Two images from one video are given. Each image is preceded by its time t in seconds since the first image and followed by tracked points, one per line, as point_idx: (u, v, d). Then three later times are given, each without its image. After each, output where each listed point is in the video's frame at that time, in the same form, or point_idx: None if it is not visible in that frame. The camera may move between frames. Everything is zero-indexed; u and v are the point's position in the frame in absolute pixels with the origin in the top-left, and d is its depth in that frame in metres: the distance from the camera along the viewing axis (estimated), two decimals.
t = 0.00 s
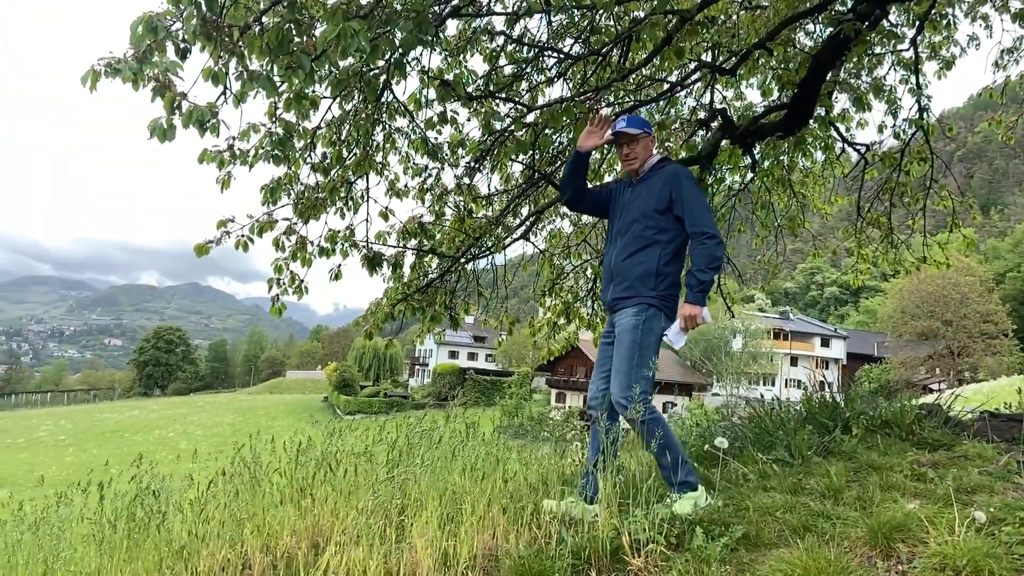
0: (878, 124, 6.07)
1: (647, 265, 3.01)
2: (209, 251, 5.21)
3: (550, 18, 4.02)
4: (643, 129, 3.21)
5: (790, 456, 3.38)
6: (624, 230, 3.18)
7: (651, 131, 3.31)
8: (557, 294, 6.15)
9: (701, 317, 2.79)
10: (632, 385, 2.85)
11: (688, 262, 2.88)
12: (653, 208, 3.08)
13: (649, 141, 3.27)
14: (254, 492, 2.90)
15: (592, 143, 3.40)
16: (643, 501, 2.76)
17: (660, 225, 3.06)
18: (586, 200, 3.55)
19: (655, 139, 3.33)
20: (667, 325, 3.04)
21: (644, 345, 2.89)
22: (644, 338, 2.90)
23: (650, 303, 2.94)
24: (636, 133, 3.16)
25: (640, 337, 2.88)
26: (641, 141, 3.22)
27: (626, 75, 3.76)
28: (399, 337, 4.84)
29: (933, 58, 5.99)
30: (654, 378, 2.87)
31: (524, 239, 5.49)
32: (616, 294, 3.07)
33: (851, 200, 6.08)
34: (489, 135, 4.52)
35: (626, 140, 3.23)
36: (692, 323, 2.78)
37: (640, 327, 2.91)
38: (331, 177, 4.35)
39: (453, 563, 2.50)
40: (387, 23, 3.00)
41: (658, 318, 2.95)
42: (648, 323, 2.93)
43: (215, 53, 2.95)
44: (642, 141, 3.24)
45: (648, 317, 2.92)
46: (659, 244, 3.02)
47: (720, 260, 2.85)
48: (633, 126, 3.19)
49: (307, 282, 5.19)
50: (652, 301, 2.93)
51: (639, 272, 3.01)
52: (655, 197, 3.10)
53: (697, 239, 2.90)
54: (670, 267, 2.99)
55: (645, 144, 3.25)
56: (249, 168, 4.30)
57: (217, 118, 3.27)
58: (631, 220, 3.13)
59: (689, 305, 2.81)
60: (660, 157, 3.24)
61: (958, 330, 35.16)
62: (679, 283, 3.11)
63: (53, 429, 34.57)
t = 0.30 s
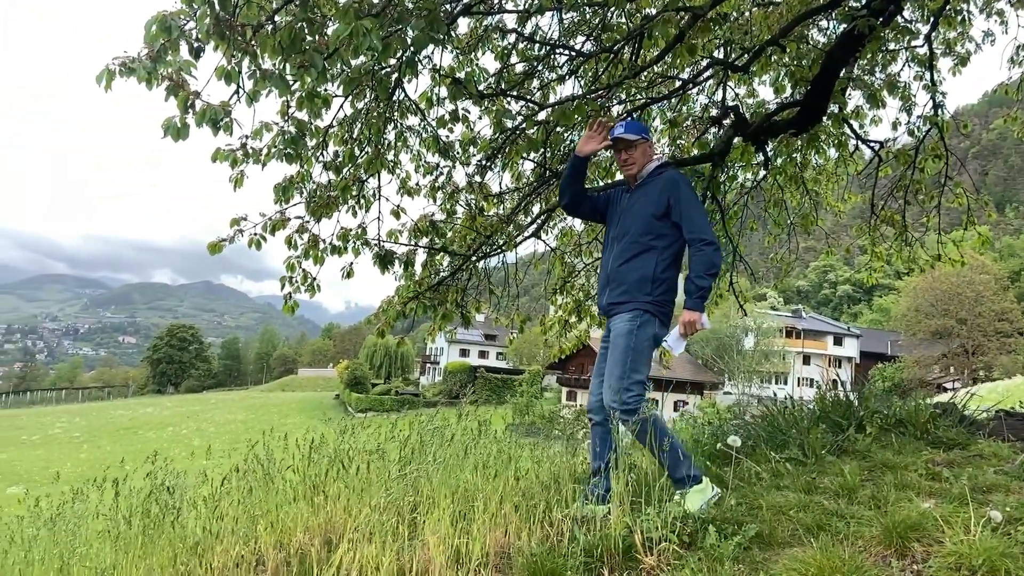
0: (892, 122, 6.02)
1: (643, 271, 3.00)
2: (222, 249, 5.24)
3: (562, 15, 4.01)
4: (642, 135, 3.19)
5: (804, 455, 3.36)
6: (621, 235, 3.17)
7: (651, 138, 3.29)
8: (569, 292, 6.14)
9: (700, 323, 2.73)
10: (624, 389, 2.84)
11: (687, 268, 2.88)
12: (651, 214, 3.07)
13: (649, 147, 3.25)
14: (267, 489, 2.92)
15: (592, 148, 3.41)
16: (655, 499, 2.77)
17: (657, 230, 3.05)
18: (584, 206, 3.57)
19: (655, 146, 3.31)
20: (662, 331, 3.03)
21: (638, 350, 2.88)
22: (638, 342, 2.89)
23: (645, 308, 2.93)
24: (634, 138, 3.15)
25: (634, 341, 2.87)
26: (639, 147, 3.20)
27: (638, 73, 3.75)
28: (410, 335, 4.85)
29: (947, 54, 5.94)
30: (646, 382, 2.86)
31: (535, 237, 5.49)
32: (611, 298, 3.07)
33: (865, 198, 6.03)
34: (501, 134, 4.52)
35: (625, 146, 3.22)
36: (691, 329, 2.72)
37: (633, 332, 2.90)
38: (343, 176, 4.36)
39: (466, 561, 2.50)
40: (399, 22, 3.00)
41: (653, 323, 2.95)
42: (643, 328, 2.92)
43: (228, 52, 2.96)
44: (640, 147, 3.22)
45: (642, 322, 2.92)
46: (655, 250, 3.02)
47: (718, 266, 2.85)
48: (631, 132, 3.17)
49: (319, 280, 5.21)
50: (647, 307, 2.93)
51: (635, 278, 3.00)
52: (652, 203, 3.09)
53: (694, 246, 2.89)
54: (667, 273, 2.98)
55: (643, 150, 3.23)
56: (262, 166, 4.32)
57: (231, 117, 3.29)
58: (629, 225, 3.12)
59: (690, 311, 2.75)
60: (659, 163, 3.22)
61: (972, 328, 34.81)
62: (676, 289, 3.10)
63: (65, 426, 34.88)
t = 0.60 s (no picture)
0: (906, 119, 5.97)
1: (642, 272, 3.01)
2: (235, 247, 5.27)
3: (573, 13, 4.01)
4: (639, 136, 3.26)
5: (817, 453, 3.34)
6: (620, 235, 3.17)
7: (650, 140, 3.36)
8: (580, 290, 6.14)
9: (700, 324, 2.80)
10: (609, 383, 2.83)
11: (686, 269, 2.92)
12: (650, 214, 3.07)
13: (648, 148, 3.33)
14: (281, 486, 2.93)
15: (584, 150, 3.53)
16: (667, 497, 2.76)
17: (656, 231, 3.06)
18: (583, 209, 3.68)
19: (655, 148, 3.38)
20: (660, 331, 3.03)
21: (629, 349, 2.88)
22: (629, 341, 2.88)
23: (642, 309, 2.93)
24: (631, 140, 3.22)
25: (624, 340, 2.87)
26: (636, 148, 3.27)
27: (650, 70, 3.74)
28: (421, 333, 4.87)
29: (962, 50, 5.89)
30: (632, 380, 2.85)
31: (546, 235, 5.49)
32: (609, 299, 3.06)
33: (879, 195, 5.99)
34: (512, 131, 4.52)
35: (622, 148, 3.30)
36: (692, 331, 2.80)
37: (626, 331, 2.90)
38: (355, 174, 4.37)
39: (478, 558, 2.50)
40: (410, 20, 3.00)
41: (649, 325, 2.94)
42: (638, 328, 2.92)
43: (241, 51, 2.97)
44: (638, 149, 3.30)
45: (637, 323, 2.91)
46: (654, 251, 3.02)
47: (717, 267, 2.89)
48: (628, 134, 3.25)
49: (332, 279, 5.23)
50: (644, 308, 2.92)
51: (634, 279, 3.01)
52: (651, 203, 3.09)
53: (693, 247, 2.93)
54: (666, 274, 2.98)
55: (641, 152, 3.30)
56: (274, 165, 4.34)
57: (243, 116, 3.30)
58: (628, 226, 3.13)
59: (689, 312, 2.82)
60: (658, 164, 3.28)
61: (987, 327, 34.44)
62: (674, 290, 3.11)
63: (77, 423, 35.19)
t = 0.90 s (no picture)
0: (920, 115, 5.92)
1: (642, 269, 3.01)
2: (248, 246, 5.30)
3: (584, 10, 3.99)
4: (637, 135, 3.27)
5: (831, 452, 3.32)
6: (620, 233, 3.17)
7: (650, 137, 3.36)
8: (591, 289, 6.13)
9: (700, 320, 2.89)
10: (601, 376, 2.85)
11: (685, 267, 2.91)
12: (650, 212, 3.07)
13: (647, 146, 3.32)
14: (294, 483, 2.94)
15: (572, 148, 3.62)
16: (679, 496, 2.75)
17: (657, 229, 3.06)
18: (583, 210, 3.76)
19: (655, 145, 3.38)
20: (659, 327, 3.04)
21: (623, 345, 2.89)
22: (624, 336, 2.90)
23: (640, 306, 2.94)
24: (627, 140, 3.23)
25: (618, 335, 2.89)
26: (634, 148, 3.28)
27: (661, 67, 3.72)
28: (432, 331, 4.88)
29: (976, 46, 5.84)
30: (624, 376, 2.86)
31: (557, 233, 5.48)
32: (608, 296, 3.07)
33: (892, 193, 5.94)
34: (523, 130, 4.52)
35: (620, 147, 3.31)
36: (690, 328, 2.90)
37: (622, 327, 2.92)
38: (366, 173, 4.38)
39: (490, 556, 2.50)
40: (422, 18, 3.00)
41: (647, 321, 2.95)
42: (635, 324, 2.93)
43: (253, 50, 2.99)
44: (636, 148, 3.30)
45: (634, 319, 2.92)
46: (654, 248, 3.02)
47: (716, 264, 2.88)
48: (625, 134, 3.25)
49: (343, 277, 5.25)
50: (642, 305, 2.94)
51: (634, 276, 3.01)
52: (651, 201, 3.09)
53: (693, 244, 2.93)
54: (666, 271, 2.99)
55: (640, 151, 3.30)
56: (286, 164, 4.36)
57: (256, 114, 3.31)
58: (628, 223, 3.13)
59: (689, 310, 2.88)
60: (657, 162, 3.28)
61: (1001, 326, 34.09)
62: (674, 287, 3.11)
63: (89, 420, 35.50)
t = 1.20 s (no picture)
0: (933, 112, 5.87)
1: (642, 265, 2.99)
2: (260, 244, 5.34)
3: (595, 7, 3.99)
4: (634, 132, 3.24)
5: (844, 451, 3.30)
6: (620, 229, 3.15)
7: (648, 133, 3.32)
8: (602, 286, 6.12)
9: (700, 316, 2.83)
10: (598, 368, 2.82)
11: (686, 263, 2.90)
12: (650, 208, 3.05)
13: (645, 143, 3.29)
14: (306, 480, 2.95)
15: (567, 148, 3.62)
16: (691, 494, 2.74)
17: (657, 225, 3.04)
18: (584, 208, 3.75)
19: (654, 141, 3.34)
20: (660, 323, 3.02)
21: (621, 340, 2.88)
22: (623, 331, 2.89)
23: (640, 302, 2.92)
24: (624, 138, 3.21)
25: (616, 330, 2.88)
26: (632, 145, 3.25)
27: (673, 64, 3.71)
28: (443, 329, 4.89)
29: (991, 42, 5.78)
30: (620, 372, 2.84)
31: (567, 231, 5.47)
32: (609, 292, 3.05)
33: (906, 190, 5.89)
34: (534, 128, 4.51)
35: (618, 146, 3.28)
36: (691, 324, 2.83)
37: (622, 322, 2.90)
38: (378, 171, 4.40)
39: (502, 554, 2.50)
40: (433, 17, 3.00)
41: (646, 317, 2.93)
42: (634, 320, 2.91)
43: (266, 49, 3.00)
44: (634, 145, 3.27)
45: (633, 315, 2.90)
46: (654, 244, 3.00)
47: (717, 259, 2.87)
48: (622, 132, 3.23)
49: (355, 275, 5.27)
50: (643, 301, 2.92)
51: (635, 272, 2.99)
52: (651, 197, 3.07)
53: (693, 240, 2.92)
54: (666, 267, 2.97)
55: (638, 147, 3.27)
56: (298, 162, 4.38)
57: (268, 113, 3.32)
58: (628, 219, 3.11)
59: (689, 305, 2.85)
60: (656, 158, 3.25)
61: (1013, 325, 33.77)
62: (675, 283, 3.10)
63: (100, 418, 35.82)
